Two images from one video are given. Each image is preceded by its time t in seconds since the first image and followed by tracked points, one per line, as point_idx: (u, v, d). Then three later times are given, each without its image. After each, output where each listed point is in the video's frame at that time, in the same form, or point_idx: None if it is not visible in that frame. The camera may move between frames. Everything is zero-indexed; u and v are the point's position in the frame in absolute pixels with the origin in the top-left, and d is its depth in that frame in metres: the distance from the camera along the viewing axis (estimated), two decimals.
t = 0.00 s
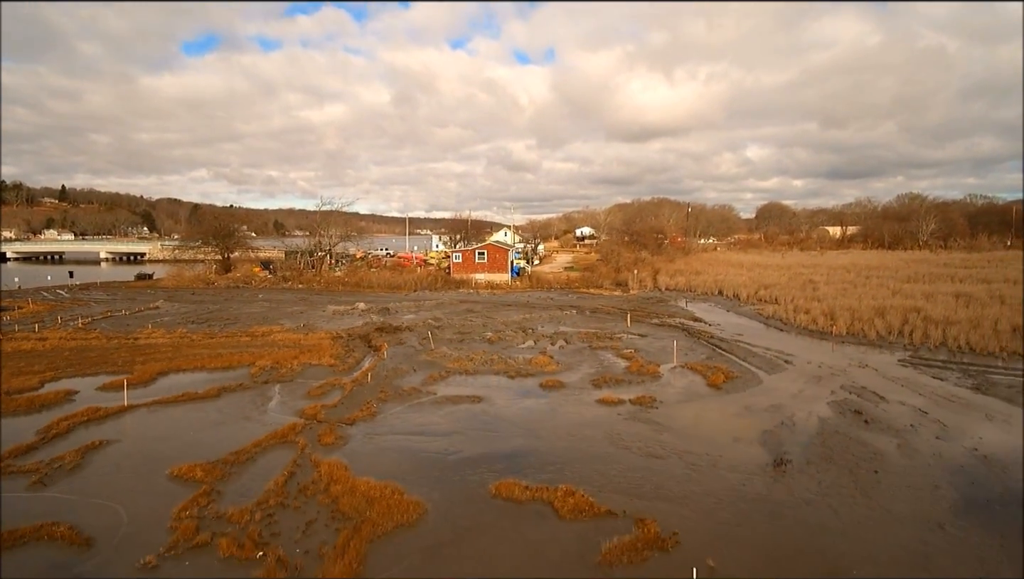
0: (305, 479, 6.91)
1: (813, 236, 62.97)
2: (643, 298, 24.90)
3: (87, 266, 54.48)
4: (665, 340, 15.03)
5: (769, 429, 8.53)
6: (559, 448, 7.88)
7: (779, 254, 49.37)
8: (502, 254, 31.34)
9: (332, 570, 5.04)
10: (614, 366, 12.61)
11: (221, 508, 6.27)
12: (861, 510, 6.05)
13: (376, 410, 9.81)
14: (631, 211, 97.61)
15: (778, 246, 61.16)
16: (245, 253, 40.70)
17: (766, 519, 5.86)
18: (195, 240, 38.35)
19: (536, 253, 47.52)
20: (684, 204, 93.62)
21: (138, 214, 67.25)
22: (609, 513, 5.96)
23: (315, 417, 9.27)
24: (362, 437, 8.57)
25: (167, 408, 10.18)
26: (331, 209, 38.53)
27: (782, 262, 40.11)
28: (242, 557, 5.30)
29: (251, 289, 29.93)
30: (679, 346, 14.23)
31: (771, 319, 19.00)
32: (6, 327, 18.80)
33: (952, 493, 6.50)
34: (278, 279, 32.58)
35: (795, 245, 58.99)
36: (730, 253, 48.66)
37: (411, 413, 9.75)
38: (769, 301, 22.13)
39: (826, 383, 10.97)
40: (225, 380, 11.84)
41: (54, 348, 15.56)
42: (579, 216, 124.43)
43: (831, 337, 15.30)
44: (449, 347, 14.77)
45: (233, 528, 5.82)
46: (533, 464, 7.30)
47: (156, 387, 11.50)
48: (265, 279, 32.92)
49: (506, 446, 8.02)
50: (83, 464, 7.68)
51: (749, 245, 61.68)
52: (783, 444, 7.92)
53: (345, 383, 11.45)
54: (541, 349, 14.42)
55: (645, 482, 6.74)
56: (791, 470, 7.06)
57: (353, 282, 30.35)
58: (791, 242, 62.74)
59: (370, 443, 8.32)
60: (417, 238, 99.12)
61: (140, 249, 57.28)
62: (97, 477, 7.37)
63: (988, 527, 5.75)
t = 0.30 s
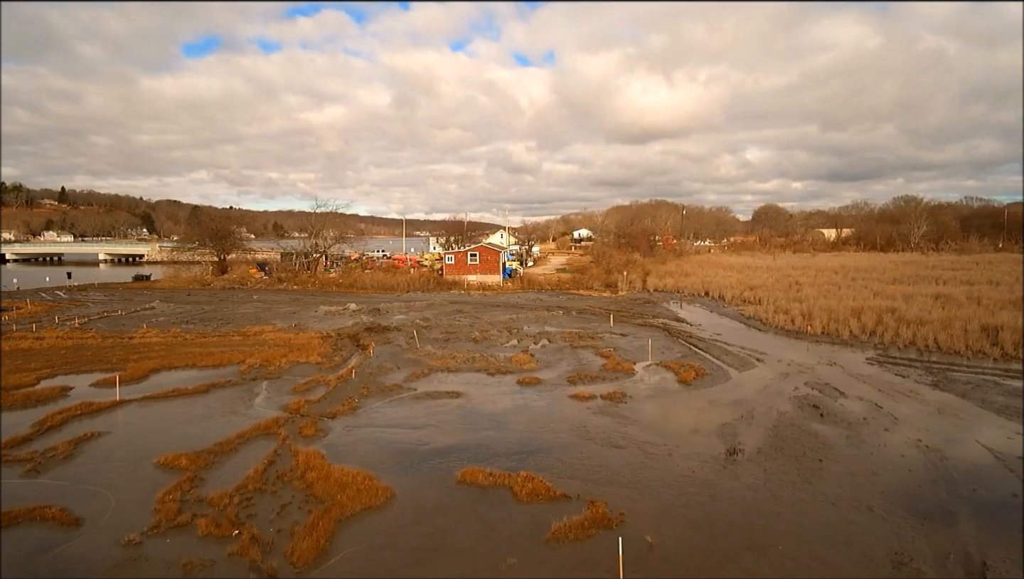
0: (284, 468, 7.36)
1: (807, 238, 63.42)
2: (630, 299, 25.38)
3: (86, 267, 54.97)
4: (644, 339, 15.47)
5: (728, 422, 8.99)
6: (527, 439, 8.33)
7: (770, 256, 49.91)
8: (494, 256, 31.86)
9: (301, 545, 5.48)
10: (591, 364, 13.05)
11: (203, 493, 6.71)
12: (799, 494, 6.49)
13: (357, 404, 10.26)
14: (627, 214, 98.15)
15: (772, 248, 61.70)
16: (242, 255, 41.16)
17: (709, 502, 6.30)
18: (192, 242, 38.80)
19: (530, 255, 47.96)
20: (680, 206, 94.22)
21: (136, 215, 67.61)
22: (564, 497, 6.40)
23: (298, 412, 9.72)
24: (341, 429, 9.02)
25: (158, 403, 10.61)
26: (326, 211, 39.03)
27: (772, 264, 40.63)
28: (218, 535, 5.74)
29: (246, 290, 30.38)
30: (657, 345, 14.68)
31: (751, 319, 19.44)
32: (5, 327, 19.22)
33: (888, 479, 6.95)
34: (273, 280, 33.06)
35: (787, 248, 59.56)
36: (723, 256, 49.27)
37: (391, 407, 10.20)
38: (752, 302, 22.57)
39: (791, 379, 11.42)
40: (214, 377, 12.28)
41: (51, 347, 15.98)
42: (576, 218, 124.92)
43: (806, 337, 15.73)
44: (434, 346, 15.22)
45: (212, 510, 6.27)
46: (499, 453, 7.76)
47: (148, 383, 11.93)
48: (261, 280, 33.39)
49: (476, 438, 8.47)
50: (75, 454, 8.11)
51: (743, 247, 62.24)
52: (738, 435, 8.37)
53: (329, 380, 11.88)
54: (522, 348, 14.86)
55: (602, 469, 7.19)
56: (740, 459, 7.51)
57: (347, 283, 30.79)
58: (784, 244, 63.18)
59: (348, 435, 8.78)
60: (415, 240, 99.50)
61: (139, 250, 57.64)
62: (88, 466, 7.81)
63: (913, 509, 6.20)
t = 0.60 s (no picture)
0: (270, 455, 7.86)
1: (801, 239, 64.01)
2: (619, 298, 25.91)
3: (85, 268, 55.48)
4: (626, 337, 15.98)
5: (694, 413, 9.48)
6: (501, 429, 8.84)
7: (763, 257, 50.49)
8: (487, 256, 32.39)
9: (281, 522, 5.96)
10: (571, 361, 13.56)
11: (193, 477, 7.21)
12: (747, 478, 6.99)
13: (344, 398, 10.76)
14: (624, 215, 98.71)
15: (766, 248, 62.31)
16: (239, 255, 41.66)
17: (662, 484, 6.80)
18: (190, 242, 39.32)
19: (525, 256, 48.45)
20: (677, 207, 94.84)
21: (135, 216, 67.98)
22: (528, 480, 6.89)
23: (287, 404, 10.21)
24: (327, 421, 9.52)
25: (153, 397, 11.12)
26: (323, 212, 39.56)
27: (762, 264, 41.21)
28: (206, 513, 6.23)
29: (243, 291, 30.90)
30: (637, 343, 15.18)
31: (732, 319, 19.93)
32: (6, 326, 19.74)
33: (834, 465, 7.43)
34: (270, 280, 33.57)
35: (781, 248, 60.11)
36: (716, 257, 49.82)
37: (375, 400, 10.72)
38: (736, 301, 23.06)
39: (761, 375, 11.91)
40: (208, 373, 12.77)
41: (51, 344, 16.48)
42: (574, 219, 125.49)
43: (783, 335, 16.22)
44: (422, 343, 15.73)
45: (201, 492, 6.75)
46: (473, 442, 8.26)
47: (144, 379, 12.42)
48: (257, 281, 33.91)
49: (454, 428, 8.97)
50: (74, 444, 8.61)
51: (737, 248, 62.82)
52: (701, 425, 8.86)
53: (319, 375, 12.37)
54: (507, 345, 15.36)
55: (567, 455, 7.69)
56: (699, 447, 8.00)
57: (342, 283, 31.31)
58: (778, 245, 63.67)
59: (333, 426, 9.27)
60: (413, 241, 100.00)
61: (138, 250, 58.09)
62: (86, 454, 8.31)
63: (851, 490, 6.69)
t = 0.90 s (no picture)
0: (259, 442, 8.37)
1: (795, 241, 64.62)
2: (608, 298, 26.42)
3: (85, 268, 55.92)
4: (609, 336, 16.48)
5: (664, 405, 9.99)
6: (479, 420, 9.35)
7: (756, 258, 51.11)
8: (480, 257, 32.91)
9: (266, 500, 6.47)
10: (554, 357, 14.06)
11: (187, 462, 7.71)
12: (703, 462, 7.49)
13: (333, 391, 11.27)
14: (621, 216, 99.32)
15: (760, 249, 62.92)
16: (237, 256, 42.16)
17: (623, 468, 7.31)
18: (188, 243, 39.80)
19: (521, 257, 48.95)
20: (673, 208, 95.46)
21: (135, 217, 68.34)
22: (498, 464, 7.40)
23: (278, 397, 10.71)
24: (315, 412, 10.03)
25: (150, 390, 11.61)
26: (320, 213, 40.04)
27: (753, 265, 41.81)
28: (197, 493, 6.73)
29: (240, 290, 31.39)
30: (620, 341, 15.68)
31: (716, 318, 20.42)
32: (8, 324, 20.21)
33: (787, 450, 7.94)
34: (267, 281, 34.05)
35: (775, 249, 60.72)
36: (709, 258, 50.44)
37: (363, 394, 11.22)
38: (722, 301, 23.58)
39: (734, 370, 12.42)
40: (203, 369, 13.26)
41: (51, 342, 16.95)
42: (571, 220, 126.28)
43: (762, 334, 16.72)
44: (411, 341, 16.23)
45: (193, 474, 7.26)
46: (451, 432, 8.77)
47: (142, 374, 12.92)
48: (255, 281, 34.39)
49: (435, 419, 9.47)
50: (75, 433, 9.12)
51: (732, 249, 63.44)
52: (668, 415, 9.37)
53: (309, 371, 12.86)
54: (493, 342, 15.87)
55: (539, 443, 8.19)
56: (663, 435, 8.51)
57: (337, 283, 31.81)
58: (773, 247, 64.17)
59: (321, 417, 9.78)
60: (411, 242, 100.39)
61: (137, 251, 58.62)
62: (87, 442, 8.81)
63: (798, 473, 7.17)
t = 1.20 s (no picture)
0: (251, 431, 8.89)
1: (790, 242, 65.31)
2: (599, 298, 26.97)
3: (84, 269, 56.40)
4: (594, 333, 17.01)
5: (638, 397, 10.52)
6: (460, 411, 9.88)
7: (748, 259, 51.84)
8: (475, 258, 33.47)
9: (256, 481, 6.99)
10: (539, 354, 14.60)
11: (183, 448, 8.24)
12: (667, 448, 8.02)
13: (323, 385, 11.80)
14: (618, 217, 100.03)
15: (755, 250, 63.62)
16: (236, 256, 42.69)
17: (590, 453, 7.83)
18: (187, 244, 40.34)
19: (516, 257, 49.55)
20: (670, 209, 96.19)
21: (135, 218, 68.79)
22: (474, 449, 7.92)
23: (271, 391, 11.24)
24: (305, 404, 10.56)
25: (149, 384, 12.14)
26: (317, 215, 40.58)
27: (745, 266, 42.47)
28: (192, 475, 7.25)
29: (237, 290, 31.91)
30: (604, 338, 16.21)
31: (701, 317, 20.97)
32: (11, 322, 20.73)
33: (748, 437, 8.46)
34: (264, 281, 34.57)
35: (770, 250, 61.37)
36: (702, 258, 51.16)
37: (353, 388, 11.75)
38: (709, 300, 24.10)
39: (709, 365, 12.96)
40: (201, 364, 13.80)
41: (53, 339, 17.47)
42: (569, 221, 127.00)
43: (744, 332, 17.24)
44: (402, 338, 16.77)
45: (189, 459, 7.78)
46: (434, 422, 9.29)
47: (140, 369, 13.44)
48: (253, 281, 34.92)
49: (419, 411, 10.00)
50: (78, 423, 9.64)
51: (726, 250, 64.12)
52: (640, 407, 9.90)
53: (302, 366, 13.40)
54: (482, 340, 16.41)
55: (514, 431, 8.72)
56: (633, 424, 9.04)
57: (334, 283, 32.34)
58: (767, 247, 64.79)
59: (311, 408, 10.29)
60: (409, 243, 100.91)
61: (137, 251, 59.12)
62: (89, 431, 9.34)
63: (754, 458, 7.69)
